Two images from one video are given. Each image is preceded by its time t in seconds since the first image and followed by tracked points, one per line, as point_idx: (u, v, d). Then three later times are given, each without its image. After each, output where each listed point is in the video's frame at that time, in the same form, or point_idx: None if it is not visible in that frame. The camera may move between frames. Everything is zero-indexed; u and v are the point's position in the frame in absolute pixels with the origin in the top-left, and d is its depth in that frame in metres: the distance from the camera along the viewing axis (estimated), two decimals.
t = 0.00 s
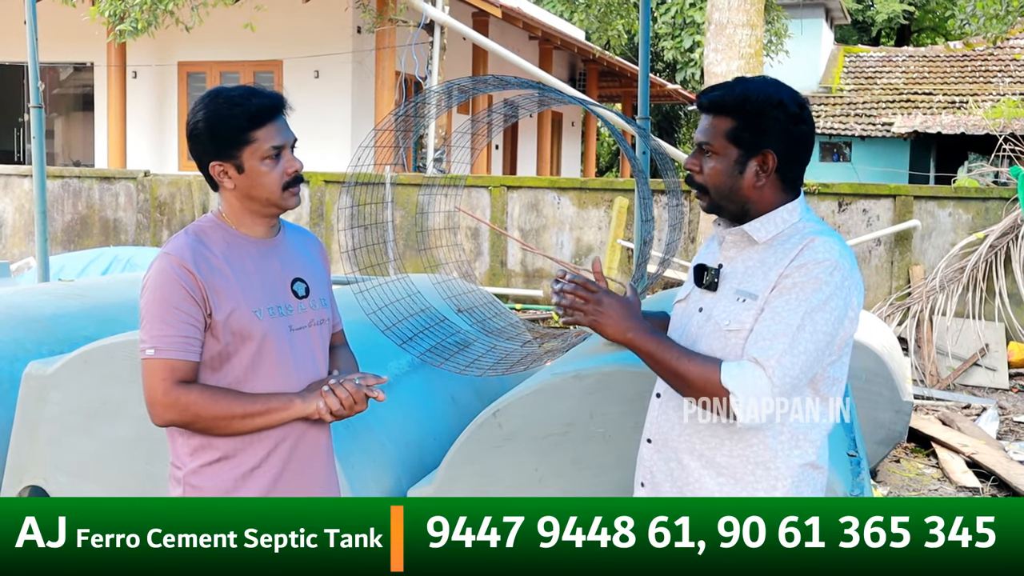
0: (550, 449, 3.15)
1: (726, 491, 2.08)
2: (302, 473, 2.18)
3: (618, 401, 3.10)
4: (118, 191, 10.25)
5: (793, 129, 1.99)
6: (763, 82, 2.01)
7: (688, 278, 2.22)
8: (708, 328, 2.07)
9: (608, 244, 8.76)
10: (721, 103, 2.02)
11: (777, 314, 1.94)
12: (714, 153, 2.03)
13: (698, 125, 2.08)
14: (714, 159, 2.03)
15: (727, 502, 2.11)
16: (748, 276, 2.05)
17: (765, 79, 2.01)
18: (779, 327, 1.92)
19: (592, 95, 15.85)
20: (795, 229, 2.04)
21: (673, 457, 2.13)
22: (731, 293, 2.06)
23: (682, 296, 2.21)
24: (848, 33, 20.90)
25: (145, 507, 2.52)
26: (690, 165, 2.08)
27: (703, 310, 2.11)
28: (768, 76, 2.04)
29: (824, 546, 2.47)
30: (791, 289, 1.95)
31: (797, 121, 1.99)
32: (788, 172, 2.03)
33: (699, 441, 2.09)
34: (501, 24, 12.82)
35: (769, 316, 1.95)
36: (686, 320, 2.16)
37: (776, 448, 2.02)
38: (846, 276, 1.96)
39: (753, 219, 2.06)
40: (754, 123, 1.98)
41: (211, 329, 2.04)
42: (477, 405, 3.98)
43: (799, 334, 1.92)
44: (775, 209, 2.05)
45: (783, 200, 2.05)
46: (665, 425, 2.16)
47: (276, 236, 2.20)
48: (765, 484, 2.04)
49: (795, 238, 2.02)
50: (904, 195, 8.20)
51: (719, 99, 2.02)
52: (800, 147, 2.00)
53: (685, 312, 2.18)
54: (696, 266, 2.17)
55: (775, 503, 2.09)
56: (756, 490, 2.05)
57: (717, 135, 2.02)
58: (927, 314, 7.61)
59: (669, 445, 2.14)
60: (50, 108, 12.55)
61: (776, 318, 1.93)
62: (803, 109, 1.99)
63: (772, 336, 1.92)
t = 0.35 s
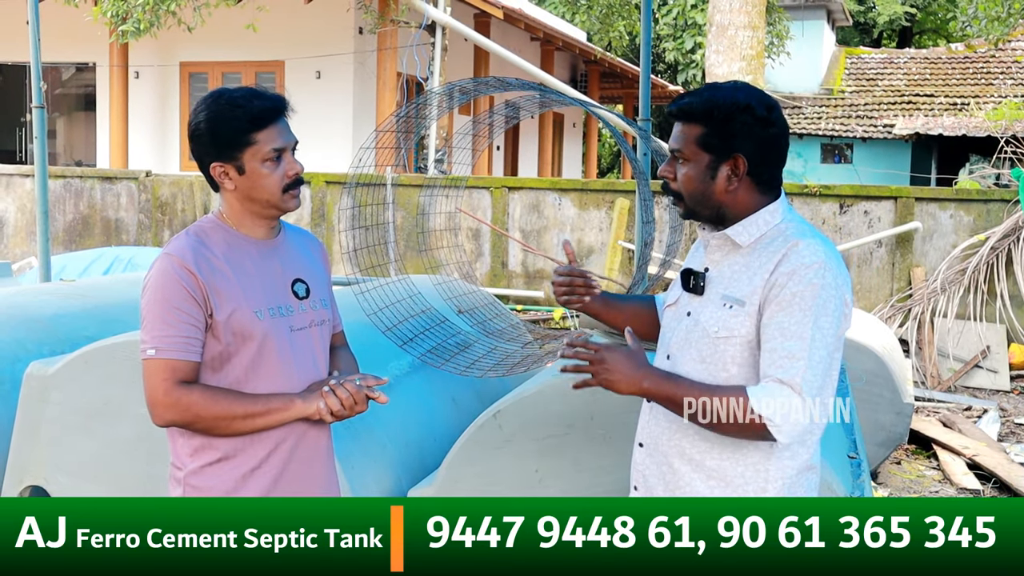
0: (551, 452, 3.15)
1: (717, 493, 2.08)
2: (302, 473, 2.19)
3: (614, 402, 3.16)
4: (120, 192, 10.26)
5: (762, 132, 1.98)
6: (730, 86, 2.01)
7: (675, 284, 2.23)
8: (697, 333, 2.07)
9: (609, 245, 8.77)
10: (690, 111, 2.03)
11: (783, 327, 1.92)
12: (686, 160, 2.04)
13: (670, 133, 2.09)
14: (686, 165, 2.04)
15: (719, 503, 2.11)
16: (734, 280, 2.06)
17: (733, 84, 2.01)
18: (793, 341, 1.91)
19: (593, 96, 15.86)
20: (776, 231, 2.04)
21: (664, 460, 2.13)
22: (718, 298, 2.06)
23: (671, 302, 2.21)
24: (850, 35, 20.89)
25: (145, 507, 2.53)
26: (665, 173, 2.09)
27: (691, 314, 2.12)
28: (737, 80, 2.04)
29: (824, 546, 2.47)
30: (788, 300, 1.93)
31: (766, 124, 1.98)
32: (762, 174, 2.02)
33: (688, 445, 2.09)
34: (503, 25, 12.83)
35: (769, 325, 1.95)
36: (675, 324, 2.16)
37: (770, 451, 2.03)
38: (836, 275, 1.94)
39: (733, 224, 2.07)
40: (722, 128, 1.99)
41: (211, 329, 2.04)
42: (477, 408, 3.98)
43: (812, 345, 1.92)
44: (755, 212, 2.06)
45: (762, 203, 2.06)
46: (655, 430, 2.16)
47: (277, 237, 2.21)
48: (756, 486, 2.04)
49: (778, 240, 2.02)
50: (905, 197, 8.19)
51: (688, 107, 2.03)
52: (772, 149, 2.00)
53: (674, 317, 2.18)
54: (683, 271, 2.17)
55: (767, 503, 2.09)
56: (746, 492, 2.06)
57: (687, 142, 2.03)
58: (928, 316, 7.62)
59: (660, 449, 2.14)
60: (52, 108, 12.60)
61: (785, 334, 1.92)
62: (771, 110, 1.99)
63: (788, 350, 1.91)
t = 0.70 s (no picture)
0: (548, 453, 3.15)
1: (718, 493, 2.09)
2: (302, 474, 2.19)
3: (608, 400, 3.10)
4: (118, 193, 10.26)
5: (786, 128, 2.02)
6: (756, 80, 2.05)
7: (673, 282, 2.21)
8: (703, 334, 2.06)
9: (608, 247, 8.77)
10: (715, 101, 2.05)
11: (810, 337, 1.93)
12: (708, 150, 2.05)
13: (690, 124, 2.10)
14: (706, 155, 2.05)
15: (720, 502, 2.12)
16: (742, 281, 2.05)
17: (757, 78, 2.04)
18: (825, 351, 1.92)
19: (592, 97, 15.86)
20: (784, 233, 2.05)
21: (664, 461, 2.13)
22: (725, 298, 2.06)
23: (670, 300, 2.19)
24: (849, 37, 20.88)
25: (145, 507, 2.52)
26: (682, 163, 2.10)
27: (694, 313, 2.10)
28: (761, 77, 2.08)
29: (824, 546, 2.47)
30: (812, 307, 1.93)
31: (791, 119, 2.02)
32: (780, 170, 2.05)
33: (691, 447, 2.09)
34: (502, 27, 12.85)
35: (793, 332, 1.95)
36: (676, 324, 2.15)
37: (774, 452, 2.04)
38: (851, 283, 1.96)
39: (744, 222, 2.07)
40: (748, 120, 2.02)
41: (209, 330, 2.04)
42: (476, 409, 3.98)
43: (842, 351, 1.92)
44: (765, 211, 2.07)
45: (773, 203, 2.08)
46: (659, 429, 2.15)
47: (275, 238, 2.21)
48: (757, 487, 2.05)
49: (789, 243, 2.03)
50: (903, 198, 8.20)
51: (713, 96, 2.05)
52: (792, 146, 2.04)
53: (674, 315, 2.17)
54: (685, 269, 2.15)
55: (769, 503, 2.10)
56: (748, 492, 2.07)
57: (711, 132, 2.05)
58: (927, 317, 7.63)
59: (661, 450, 2.14)
60: (50, 110, 12.52)
61: (814, 344, 1.92)
62: (795, 107, 2.04)
63: (823, 360, 1.92)
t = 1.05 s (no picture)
0: (547, 454, 3.15)
1: (725, 495, 2.09)
2: (301, 474, 2.18)
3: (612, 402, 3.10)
4: (116, 193, 10.24)
5: (792, 127, 2.03)
6: (761, 84, 2.06)
7: (682, 285, 2.21)
8: (712, 334, 2.06)
9: (606, 248, 8.77)
10: (720, 105, 2.06)
11: (819, 337, 1.93)
12: (716, 155, 2.05)
13: (696, 129, 2.11)
14: (715, 160, 2.05)
15: (726, 503, 2.12)
16: (751, 282, 2.05)
17: (763, 82, 2.06)
18: (834, 353, 1.92)
19: (590, 99, 15.87)
20: (793, 235, 2.06)
21: (671, 463, 2.13)
22: (733, 299, 2.05)
23: (678, 302, 2.19)
24: (846, 39, 20.92)
25: (145, 507, 2.52)
26: (690, 170, 2.09)
27: (702, 314, 2.10)
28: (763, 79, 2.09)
29: (824, 546, 2.46)
30: (821, 308, 1.94)
31: (797, 119, 2.03)
32: (789, 171, 2.05)
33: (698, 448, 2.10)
34: (500, 28, 12.85)
35: (802, 333, 1.95)
36: (683, 326, 2.15)
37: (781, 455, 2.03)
38: (859, 286, 1.97)
39: (753, 224, 2.07)
40: (755, 123, 2.02)
41: (209, 330, 2.03)
42: (474, 409, 3.98)
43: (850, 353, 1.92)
44: (775, 214, 2.07)
45: (783, 205, 2.08)
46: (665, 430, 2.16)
47: (274, 237, 2.20)
48: (765, 490, 2.05)
49: (797, 245, 2.03)
50: (900, 200, 8.22)
51: (718, 101, 2.06)
52: (799, 146, 2.04)
53: (682, 317, 2.17)
54: (694, 271, 2.15)
55: (775, 506, 2.10)
56: (756, 495, 2.06)
57: (718, 137, 2.05)
58: (924, 319, 7.64)
59: (668, 451, 2.15)
60: (47, 110, 12.58)
61: (823, 344, 1.92)
62: (801, 107, 2.04)
63: (832, 362, 1.92)
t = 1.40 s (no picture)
0: (546, 454, 3.15)
1: (726, 495, 2.08)
2: (300, 475, 2.18)
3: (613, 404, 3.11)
4: (115, 193, 10.24)
5: (799, 133, 2.02)
6: (769, 87, 2.04)
7: (687, 287, 2.20)
8: (716, 336, 2.06)
9: (606, 249, 8.76)
10: (728, 108, 2.04)
11: (811, 335, 1.94)
12: (721, 158, 2.04)
13: (702, 131, 2.10)
14: (720, 164, 2.04)
15: (727, 503, 2.11)
16: (754, 284, 2.05)
17: (772, 86, 2.04)
18: (823, 352, 1.93)
19: (590, 99, 15.87)
20: (797, 237, 2.06)
21: (673, 464, 2.13)
22: (737, 300, 2.05)
23: (682, 303, 2.19)
24: (846, 40, 20.91)
25: (145, 507, 2.51)
26: (695, 170, 2.08)
27: (706, 316, 2.10)
28: (770, 82, 2.08)
29: (824, 546, 2.46)
30: (816, 306, 1.94)
31: (804, 125, 2.03)
32: (794, 176, 2.05)
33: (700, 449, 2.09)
34: (500, 29, 12.85)
35: (797, 332, 1.95)
36: (687, 326, 2.14)
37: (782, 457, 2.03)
38: (860, 286, 1.97)
39: (757, 226, 2.07)
40: (762, 128, 2.01)
41: (205, 331, 2.03)
42: (474, 409, 3.98)
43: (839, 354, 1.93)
44: (780, 215, 2.07)
45: (787, 207, 2.08)
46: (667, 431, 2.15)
47: (273, 238, 2.20)
48: (767, 491, 2.05)
49: (800, 246, 2.03)
50: (900, 202, 8.22)
51: (726, 104, 2.04)
52: (805, 152, 2.04)
53: (686, 318, 2.16)
54: (699, 273, 2.15)
55: (776, 506, 2.10)
56: (757, 495, 2.06)
57: (724, 141, 2.04)
58: (923, 320, 7.64)
59: (670, 453, 2.14)
60: (47, 109, 12.57)
61: (810, 339, 1.93)
62: (808, 114, 2.04)
63: (817, 360, 1.93)
